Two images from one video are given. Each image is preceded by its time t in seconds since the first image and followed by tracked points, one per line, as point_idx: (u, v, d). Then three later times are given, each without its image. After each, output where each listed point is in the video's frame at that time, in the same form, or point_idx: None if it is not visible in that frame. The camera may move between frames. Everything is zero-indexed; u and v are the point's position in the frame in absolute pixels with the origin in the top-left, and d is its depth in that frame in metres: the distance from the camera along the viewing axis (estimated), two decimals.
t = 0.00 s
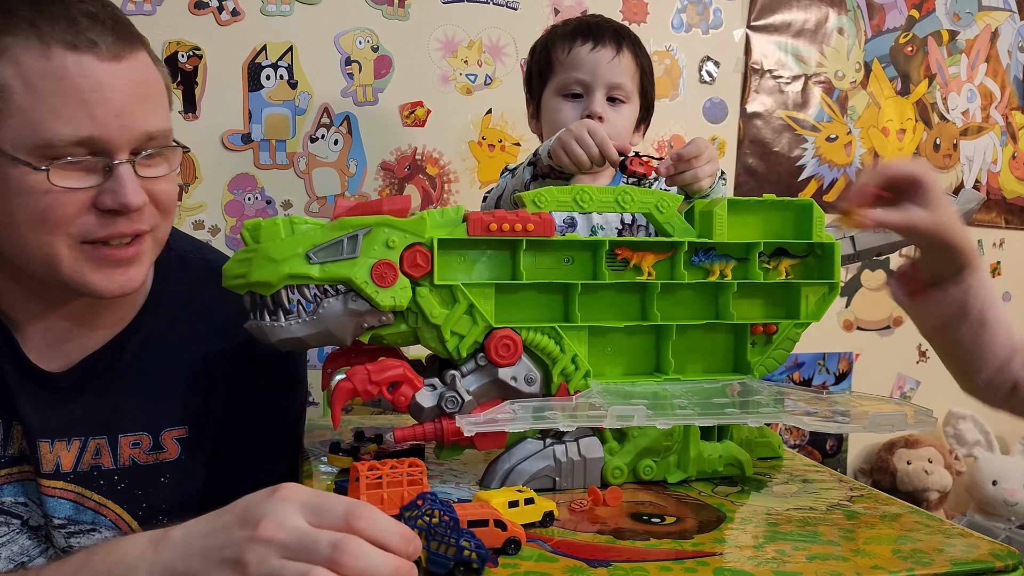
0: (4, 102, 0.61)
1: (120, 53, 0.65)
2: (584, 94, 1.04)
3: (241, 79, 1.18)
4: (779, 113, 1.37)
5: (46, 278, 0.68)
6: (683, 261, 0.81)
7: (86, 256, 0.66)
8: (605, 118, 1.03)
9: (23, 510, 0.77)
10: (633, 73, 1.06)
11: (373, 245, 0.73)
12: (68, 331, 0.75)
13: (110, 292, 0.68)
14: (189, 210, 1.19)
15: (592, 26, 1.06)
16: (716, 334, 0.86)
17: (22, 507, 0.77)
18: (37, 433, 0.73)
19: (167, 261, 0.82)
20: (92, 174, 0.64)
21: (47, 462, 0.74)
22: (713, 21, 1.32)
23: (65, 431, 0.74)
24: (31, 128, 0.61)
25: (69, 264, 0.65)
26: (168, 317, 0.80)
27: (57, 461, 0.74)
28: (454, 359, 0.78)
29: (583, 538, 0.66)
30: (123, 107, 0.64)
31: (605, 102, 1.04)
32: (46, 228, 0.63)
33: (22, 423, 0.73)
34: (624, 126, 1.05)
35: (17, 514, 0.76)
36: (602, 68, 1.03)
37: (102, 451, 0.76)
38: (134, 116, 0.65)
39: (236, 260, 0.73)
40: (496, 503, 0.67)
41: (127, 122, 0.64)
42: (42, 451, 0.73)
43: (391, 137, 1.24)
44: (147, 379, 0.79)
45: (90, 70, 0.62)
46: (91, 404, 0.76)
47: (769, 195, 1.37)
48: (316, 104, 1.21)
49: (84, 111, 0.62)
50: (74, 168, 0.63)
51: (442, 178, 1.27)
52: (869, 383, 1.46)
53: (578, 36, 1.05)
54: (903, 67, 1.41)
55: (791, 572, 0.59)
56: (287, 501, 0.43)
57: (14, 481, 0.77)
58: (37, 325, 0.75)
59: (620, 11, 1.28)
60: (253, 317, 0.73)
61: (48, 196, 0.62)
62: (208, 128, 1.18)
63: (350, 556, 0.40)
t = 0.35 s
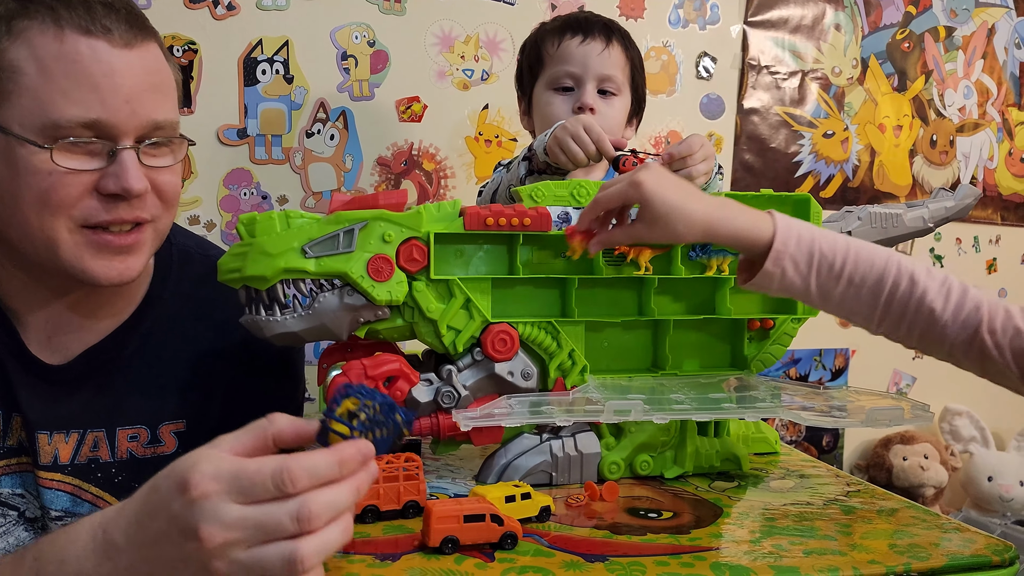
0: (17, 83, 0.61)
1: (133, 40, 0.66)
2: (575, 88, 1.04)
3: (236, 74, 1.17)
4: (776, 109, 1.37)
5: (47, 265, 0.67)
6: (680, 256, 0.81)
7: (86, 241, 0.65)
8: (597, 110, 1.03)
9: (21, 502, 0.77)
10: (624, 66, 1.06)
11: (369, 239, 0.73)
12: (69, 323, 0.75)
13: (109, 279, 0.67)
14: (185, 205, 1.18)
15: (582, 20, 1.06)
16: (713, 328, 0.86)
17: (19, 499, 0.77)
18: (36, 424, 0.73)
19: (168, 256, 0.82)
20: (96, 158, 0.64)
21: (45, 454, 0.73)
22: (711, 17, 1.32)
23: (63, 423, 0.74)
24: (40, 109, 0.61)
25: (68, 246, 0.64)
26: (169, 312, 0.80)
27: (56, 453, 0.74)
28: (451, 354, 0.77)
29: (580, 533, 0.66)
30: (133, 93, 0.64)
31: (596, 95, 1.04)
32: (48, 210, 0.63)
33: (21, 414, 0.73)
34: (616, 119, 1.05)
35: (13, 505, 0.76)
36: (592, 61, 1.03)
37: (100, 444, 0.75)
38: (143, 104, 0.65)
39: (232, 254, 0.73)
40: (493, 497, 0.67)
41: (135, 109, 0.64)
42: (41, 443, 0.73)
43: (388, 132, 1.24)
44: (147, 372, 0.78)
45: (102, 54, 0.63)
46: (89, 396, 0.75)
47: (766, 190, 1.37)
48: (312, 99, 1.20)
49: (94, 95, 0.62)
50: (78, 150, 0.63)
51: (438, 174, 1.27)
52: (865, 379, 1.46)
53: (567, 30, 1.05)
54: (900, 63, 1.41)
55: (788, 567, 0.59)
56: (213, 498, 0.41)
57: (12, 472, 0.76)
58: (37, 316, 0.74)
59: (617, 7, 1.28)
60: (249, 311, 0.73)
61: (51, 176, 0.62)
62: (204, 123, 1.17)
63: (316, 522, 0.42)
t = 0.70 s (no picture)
0: None
1: (114, 30, 0.66)
2: (570, 86, 1.03)
3: (233, 71, 1.17)
4: (774, 108, 1.37)
5: (35, 257, 0.68)
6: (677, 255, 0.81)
7: (71, 232, 0.66)
8: (591, 109, 1.03)
9: (14, 497, 0.78)
10: (617, 65, 1.06)
11: (365, 238, 0.73)
12: (60, 318, 0.75)
13: (94, 269, 0.68)
14: (181, 203, 1.18)
15: (577, 19, 1.06)
16: (710, 327, 0.86)
17: (11, 494, 0.77)
18: (27, 420, 0.74)
19: (159, 252, 0.81)
20: (80, 148, 0.65)
21: (35, 450, 0.74)
22: (708, 15, 1.32)
23: (53, 419, 0.74)
24: (22, 98, 0.62)
25: (53, 237, 0.65)
26: (161, 308, 0.80)
27: (45, 449, 0.74)
28: (447, 353, 0.77)
29: (576, 531, 0.66)
30: (115, 82, 0.65)
31: (591, 93, 1.04)
32: (32, 200, 0.63)
33: (12, 410, 0.74)
34: (609, 118, 1.05)
35: (6, 500, 0.77)
36: (587, 60, 1.03)
37: (91, 440, 0.76)
38: (125, 94, 0.66)
39: (227, 253, 0.73)
40: (489, 496, 0.66)
41: (117, 98, 0.65)
42: (30, 439, 0.74)
43: (385, 131, 1.24)
44: (137, 369, 0.78)
45: (83, 44, 0.63)
46: (79, 391, 0.76)
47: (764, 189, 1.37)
48: (309, 97, 1.20)
49: (76, 84, 0.63)
50: (61, 140, 0.64)
51: (436, 172, 1.27)
52: (862, 377, 1.46)
53: (561, 28, 1.05)
54: (897, 62, 1.41)
55: (785, 566, 0.58)
56: (204, 481, 0.44)
57: (5, 468, 0.77)
58: (25, 308, 0.75)
59: (615, 5, 1.28)
60: (245, 310, 0.72)
61: (33, 165, 0.63)
62: (200, 121, 1.17)
63: (309, 488, 0.45)
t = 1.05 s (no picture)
0: None
1: (113, 28, 0.66)
2: (565, 87, 1.04)
3: (232, 71, 1.17)
4: (772, 109, 1.37)
5: (35, 254, 0.68)
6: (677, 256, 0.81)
7: (70, 229, 0.66)
8: (587, 110, 1.03)
9: (13, 496, 0.77)
10: (614, 66, 1.06)
11: (365, 238, 0.73)
12: (59, 317, 0.75)
13: (94, 266, 0.68)
14: (181, 203, 1.18)
15: (573, 21, 1.06)
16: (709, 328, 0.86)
17: (11, 493, 0.77)
18: (25, 419, 0.74)
19: (159, 251, 0.82)
20: (79, 144, 0.65)
21: (33, 449, 0.74)
22: (707, 16, 1.32)
23: (52, 418, 0.74)
24: (21, 95, 0.62)
25: (53, 234, 0.65)
26: (161, 305, 0.81)
27: (44, 448, 0.74)
28: (446, 354, 0.77)
29: (575, 531, 0.66)
30: (114, 80, 0.65)
31: (586, 95, 1.04)
32: (32, 197, 0.64)
33: (11, 408, 0.74)
34: (605, 119, 1.05)
35: (6, 499, 0.77)
36: (582, 61, 1.03)
37: (90, 439, 0.76)
38: (124, 91, 0.66)
39: (227, 253, 0.73)
40: (488, 496, 0.66)
41: (116, 95, 0.65)
42: (29, 437, 0.74)
43: (384, 131, 1.24)
44: (137, 367, 0.79)
45: (82, 41, 0.63)
46: (78, 390, 0.76)
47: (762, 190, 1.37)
48: (308, 97, 1.20)
49: (75, 81, 0.63)
50: (61, 136, 0.64)
51: (435, 172, 1.27)
52: (860, 377, 1.46)
53: (557, 30, 1.06)
54: (896, 63, 1.42)
55: (783, 566, 0.59)
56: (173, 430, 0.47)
57: (4, 467, 0.77)
58: (24, 306, 0.74)
59: (615, 6, 1.28)
60: (244, 310, 0.73)
61: (32, 161, 0.63)
62: (200, 121, 1.17)
63: (247, 435, 0.44)
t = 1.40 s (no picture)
0: None
1: (110, 25, 0.66)
2: (563, 85, 1.03)
3: (231, 70, 1.17)
4: (771, 109, 1.37)
5: (33, 251, 0.68)
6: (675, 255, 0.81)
7: (69, 226, 0.65)
8: (585, 108, 1.03)
9: (10, 493, 0.77)
10: (612, 65, 1.06)
11: (364, 237, 0.72)
12: (57, 314, 0.75)
13: (93, 264, 0.67)
14: (179, 202, 1.18)
15: (571, 19, 1.07)
16: (707, 327, 0.86)
17: (8, 490, 0.77)
18: (22, 416, 0.73)
19: (157, 250, 0.82)
20: (78, 141, 0.64)
21: (30, 446, 0.74)
22: (706, 16, 1.32)
23: (49, 415, 0.74)
24: (19, 93, 0.62)
25: (52, 231, 0.65)
26: (158, 304, 0.80)
27: (41, 445, 0.74)
28: (445, 353, 0.77)
29: (574, 531, 0.66)
30: (112, 77, 0.65)
31: (584, 93, 1.04)
32: (30, 194, 0.63)
33: (8, 405, 0.74)
34: (603, 117, 1.05)
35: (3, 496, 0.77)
36: (580, 59, 1.03)
37: (87, 437, 0.76)
38: (122, 88, 0.66)
39: (225, 252, 0.73)
40: (487, 496, 0.66)
41: (114, 92, 0.65)
42: (26, 434, 0.74)
43: (383, 130, 1.24)
44: (134, 365, 0.78)
45: (79, 38, 0.63)
46: (75, 387, 0.76)
47: (761, 189, 1.37)
48: (307, 96, 1.20)
49: (73, 78, 0.63)
50: (59, 134, 0.63)
51: (433, 171, 1.27)
52: (859, 377, 1.46)
53: (555, 29, 1.06)
54: (895, 63, 1.42)
55: (782, 566, 0.58)
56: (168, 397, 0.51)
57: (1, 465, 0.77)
58: (22, 303, 0.74)
59: (614, 5, 1.28)
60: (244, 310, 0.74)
61: (31, 158, 0.62)
62: (198, 120, 1.17)
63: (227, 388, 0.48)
